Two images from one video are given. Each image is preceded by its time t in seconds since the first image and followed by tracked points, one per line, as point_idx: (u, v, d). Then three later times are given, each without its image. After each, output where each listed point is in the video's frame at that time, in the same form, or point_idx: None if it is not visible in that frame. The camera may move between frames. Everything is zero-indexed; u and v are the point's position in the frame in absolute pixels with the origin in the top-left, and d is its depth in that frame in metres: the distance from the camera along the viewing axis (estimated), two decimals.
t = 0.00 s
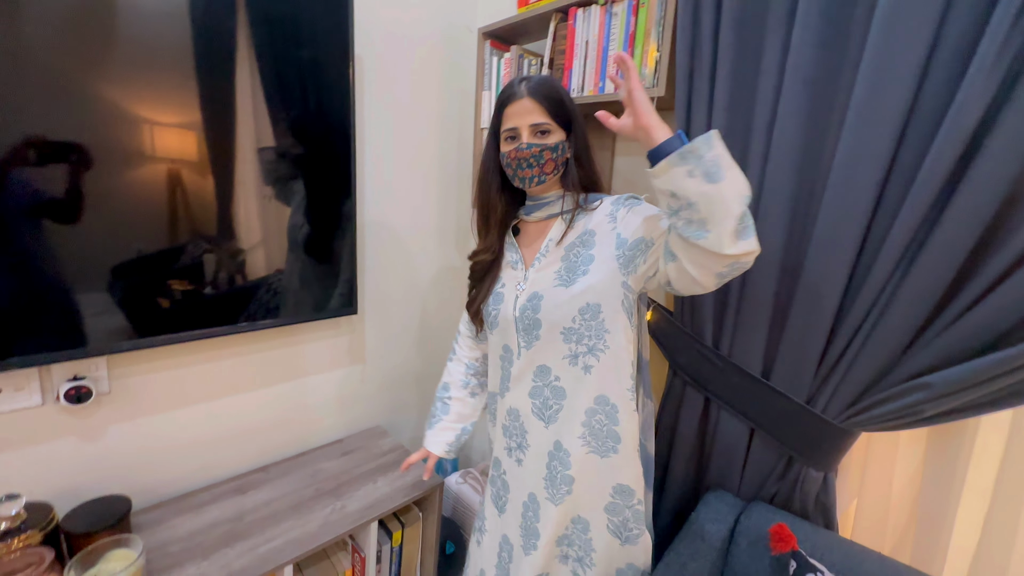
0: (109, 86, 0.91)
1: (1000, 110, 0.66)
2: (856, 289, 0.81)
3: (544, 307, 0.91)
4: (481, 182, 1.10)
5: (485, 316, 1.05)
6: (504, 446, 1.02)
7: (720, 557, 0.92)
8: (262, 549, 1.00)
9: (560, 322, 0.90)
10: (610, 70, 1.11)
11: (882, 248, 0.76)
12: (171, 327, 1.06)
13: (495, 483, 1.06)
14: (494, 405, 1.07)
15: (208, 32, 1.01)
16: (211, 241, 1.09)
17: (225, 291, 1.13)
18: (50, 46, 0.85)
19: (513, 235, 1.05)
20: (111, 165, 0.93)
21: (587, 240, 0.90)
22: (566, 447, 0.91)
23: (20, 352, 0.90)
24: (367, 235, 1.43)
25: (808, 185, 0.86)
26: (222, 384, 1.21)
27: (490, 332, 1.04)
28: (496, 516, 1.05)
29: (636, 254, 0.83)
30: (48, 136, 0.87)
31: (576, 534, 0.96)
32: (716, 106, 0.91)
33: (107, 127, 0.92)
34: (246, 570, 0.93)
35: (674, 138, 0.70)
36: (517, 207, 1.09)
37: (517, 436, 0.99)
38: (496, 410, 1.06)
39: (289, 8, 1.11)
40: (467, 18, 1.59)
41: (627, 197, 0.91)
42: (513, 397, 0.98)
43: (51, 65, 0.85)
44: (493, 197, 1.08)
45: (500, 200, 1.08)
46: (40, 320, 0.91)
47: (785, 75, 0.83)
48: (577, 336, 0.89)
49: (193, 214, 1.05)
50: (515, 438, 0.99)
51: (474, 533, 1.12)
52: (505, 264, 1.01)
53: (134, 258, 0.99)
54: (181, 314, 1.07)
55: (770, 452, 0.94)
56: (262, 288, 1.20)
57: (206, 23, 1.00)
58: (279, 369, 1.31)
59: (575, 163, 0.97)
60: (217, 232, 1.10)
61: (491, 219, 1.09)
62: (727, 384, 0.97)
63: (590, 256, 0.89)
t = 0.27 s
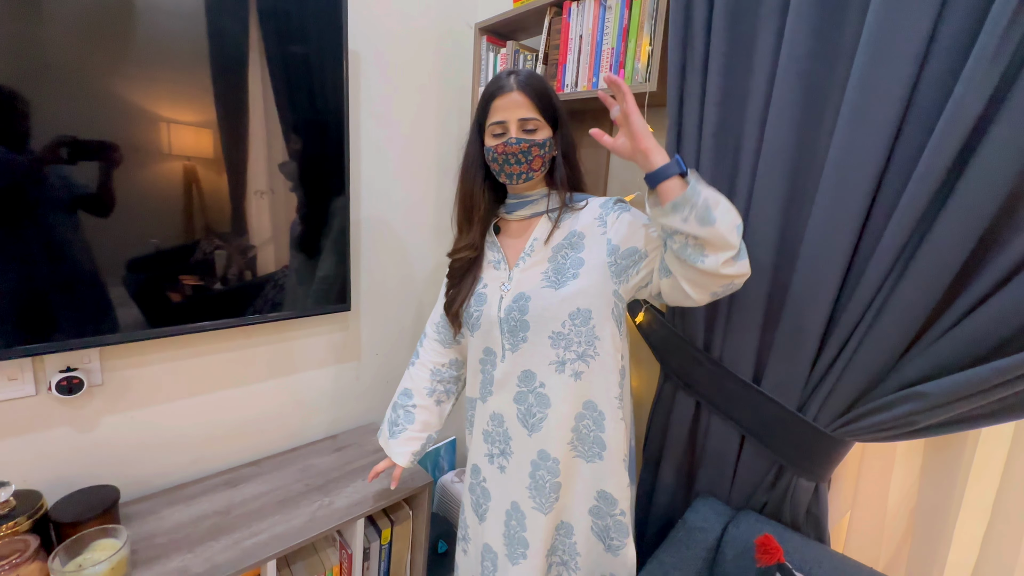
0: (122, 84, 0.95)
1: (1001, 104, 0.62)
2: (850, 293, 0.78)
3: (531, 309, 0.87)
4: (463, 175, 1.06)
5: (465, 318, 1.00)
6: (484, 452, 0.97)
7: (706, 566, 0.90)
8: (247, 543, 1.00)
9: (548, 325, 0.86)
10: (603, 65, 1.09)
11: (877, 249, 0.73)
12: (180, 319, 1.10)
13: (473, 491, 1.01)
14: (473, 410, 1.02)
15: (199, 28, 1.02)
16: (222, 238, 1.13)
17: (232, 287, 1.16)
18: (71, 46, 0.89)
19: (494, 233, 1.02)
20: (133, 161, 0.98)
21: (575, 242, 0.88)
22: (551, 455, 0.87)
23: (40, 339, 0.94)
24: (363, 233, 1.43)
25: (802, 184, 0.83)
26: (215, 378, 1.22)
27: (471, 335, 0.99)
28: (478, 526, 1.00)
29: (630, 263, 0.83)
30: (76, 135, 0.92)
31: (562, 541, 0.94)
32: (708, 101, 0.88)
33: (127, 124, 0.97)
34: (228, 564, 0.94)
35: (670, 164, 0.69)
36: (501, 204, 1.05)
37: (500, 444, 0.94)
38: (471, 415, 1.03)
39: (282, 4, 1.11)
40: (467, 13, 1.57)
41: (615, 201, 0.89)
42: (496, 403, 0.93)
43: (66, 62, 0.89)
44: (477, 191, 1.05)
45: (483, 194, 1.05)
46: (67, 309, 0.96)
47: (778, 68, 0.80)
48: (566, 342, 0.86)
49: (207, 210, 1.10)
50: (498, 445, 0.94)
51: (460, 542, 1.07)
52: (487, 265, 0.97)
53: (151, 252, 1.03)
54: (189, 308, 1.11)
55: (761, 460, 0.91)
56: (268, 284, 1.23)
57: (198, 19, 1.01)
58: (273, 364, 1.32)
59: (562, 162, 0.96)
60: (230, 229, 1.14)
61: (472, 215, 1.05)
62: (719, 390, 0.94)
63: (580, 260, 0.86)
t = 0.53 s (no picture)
0: (141, 85, 1.00)
1: (994, 103, 0.61)
2: (842, 294, 0.77)
3: (524, 312, 0.87)
4: (458, 173, 1.07)
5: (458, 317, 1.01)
6: (474, 450, 0.98)
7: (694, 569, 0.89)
8: (246, 531, 1.03)
9: (540, 328, 0.87)
10: (601, 64, 1.09)
11: (868, 251, 0.72)
12: (194, 313, 1.14)
13: (467, 488, 1.02)
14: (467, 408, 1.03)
15: (206, 30, 1.05)
16: (238, 235, 1.18)
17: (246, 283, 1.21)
18: (96, 48, 0.94)
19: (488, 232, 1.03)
20: (155, 159, 1.03)
21: (567, 247, 0.88)
22: (538, 455, 0.87)
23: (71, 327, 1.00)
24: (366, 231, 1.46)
25: (795, 184, 0.82)
26: (221, 371, 1.26)
27: (463, 334, 0.99)
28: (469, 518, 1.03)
29: (621, 276, 0.85)
30: (104, 134, 0.97)
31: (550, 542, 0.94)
32: (702, 101, 0.88)
33: (149, 123, 1.02)
34: (227, 550, 0.97)
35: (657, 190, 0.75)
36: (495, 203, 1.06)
37: (486, 444, 0.94)
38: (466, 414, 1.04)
39: (287, 6, 1.13)
40: (471, 13, 1.59)
41: (607, 208, 0.90)
42: (487, 402, 0.93)
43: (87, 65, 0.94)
44: (472, 189, 1.06)
45: (477, 193, 1.06)
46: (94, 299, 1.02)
47: (771, 67, 0.80)
48: (557, 345, 0.87)
49: (224, 208, 1.14)
50: (484, 445, 0.95)
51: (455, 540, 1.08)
52: (480, 264, 0.98)
53: (171, 248, 1.09)
54: (205, 303, 1.16)
55: (752, 463, 0.90)
56: (279, 280, 1.27)
57: (205, 22, 1.04)
58: (277, 358, 1.35)
59: (553, 163, 0.97)
60: (245, 227, 1.18)
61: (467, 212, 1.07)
62: (710, 391, 0.94)
63: (572, 264, 0.87)
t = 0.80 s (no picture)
0: (157, 87, 1.03)
1: (988, 102, 0.61)
2: (838, 294, 0.77)
3: (517, 305, 0.88)
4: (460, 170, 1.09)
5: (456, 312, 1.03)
6: (471, 446, 0.99)
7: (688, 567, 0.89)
8: (251, 521, 1.05)
9: (534, 321, 0.88)
10: (602, 64, 1.09)
11: (863, 250, 0.72)
12: (207, 309, 1.18)
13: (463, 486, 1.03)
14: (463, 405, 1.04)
15: (217, 34, 1.08)
16: (252, 234, 1.21)
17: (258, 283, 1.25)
18: (116, 53, 0.98)
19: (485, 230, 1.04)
20: (175, 160, 1.07)
21: (561, 242, 0.90)
22: (535, 446, 0.89)
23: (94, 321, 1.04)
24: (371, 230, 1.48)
25: (792, 183, 0.82)
26: (229, 365, 1.29)
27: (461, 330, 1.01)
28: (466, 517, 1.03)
29: (611, 261, 0.84)
30: (125, 134, 1.01)
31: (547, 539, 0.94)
32: (699, 100, 0.88)
33: (167, 124, 1.05)
34: (232, 539, 1.00)
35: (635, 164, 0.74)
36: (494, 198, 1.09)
37: (483, 438, 0.95)
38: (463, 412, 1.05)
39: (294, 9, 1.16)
40: (476, 14, 1.60)
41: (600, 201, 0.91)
42: (483, 396, 0.95)
43: (106, 68, 0.97)
44: (472, 187, 1.08)
45: (478, 190, 1.08)
46: (116, 294, 1.05)
47: (768, 66, 0.80)
48: (551, 337, 0.88)
49: (240, 207, 1.18)
50: (480, 440, 0.96)
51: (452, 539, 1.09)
52: (477, 261, 1.00)
53: (188, 246, 1.12)
54: (224, 300, 1.20)
55: (748, 463, 0.90)
56: (292, 279, 1.30)
57: (215, 25, 1.07)
58: (284, 353, 1.38)
59: (553, 164, 0.98)
60: (260, 226, 1.22)
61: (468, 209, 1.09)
62: (706, 389, 0.93)
63: (566, 258, 0.88)
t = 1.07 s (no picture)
0: (157, 88, 1.04)
1: (967, 104, 0.62)
2: (823, 292, 0.78)
3: (505, 304, 0.89)
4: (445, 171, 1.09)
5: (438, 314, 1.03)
6: (459, 454, 0.99)
7: (677, 563, 0.90)
8: (246, 517, 1.07)
9: (522, 319, 0.89)
10: (594, 66, 1.11)
11: (848, 250, 0.73)
12: (207, 308, 1.19)
13: (450, 494, 1.03)
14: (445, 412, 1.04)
15: (216, 35, 1.09)
16: (252, 234, 1.23)
17: (258, 281, 1.26)
18: (118, 55, 0.99)
19: (471, 230, 1.05)
20: (176, 159, 1.09)
21: (550, 237, 0.92)
22: (529, 448, 0.90)
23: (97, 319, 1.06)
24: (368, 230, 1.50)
25: (779, 184, 0.83)
26: (227, 364, 1.30)
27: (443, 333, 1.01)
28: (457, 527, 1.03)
29: (600, 250, 0.87)
30: (127, 135, 1.03)
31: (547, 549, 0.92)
32: (688, 102, 0.89)
33: (168, 125, 1.07)
34: (228, 534, 1.01)
35: (631, 140, 0.79)
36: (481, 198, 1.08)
37: (473, 444, 0.95)
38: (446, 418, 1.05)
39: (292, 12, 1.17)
40: (473, 16, 1.62)
41: (588, 197, 0.94)
42: (469, 401, 0.95)
43: (107, 70, 0.99)
44: (457, 187, 1.08)
45: (463, 190, 1.08)
46: (119, 291, 1.07)
47: (754, 68, 0.81)
48: (540, 334, 0.89)
49: (240, 207, 1.20)
50: (471, 447, 0.96)
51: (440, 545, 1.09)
52: (463, 261, 1.01)
53: (189, 246, 1.14)
54: (223, 299, 1.21)
55: (737, 461, 0.91)
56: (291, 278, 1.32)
57: (214, 27, 1.09)
58: (281, 352, 1.40)
59: (542, 164, 1.00)
60: (261, 226, 1.24)
61: (453, 210, 1.09)
62: (697, 388, 0.94)
63: (554, 253, 0.90)
